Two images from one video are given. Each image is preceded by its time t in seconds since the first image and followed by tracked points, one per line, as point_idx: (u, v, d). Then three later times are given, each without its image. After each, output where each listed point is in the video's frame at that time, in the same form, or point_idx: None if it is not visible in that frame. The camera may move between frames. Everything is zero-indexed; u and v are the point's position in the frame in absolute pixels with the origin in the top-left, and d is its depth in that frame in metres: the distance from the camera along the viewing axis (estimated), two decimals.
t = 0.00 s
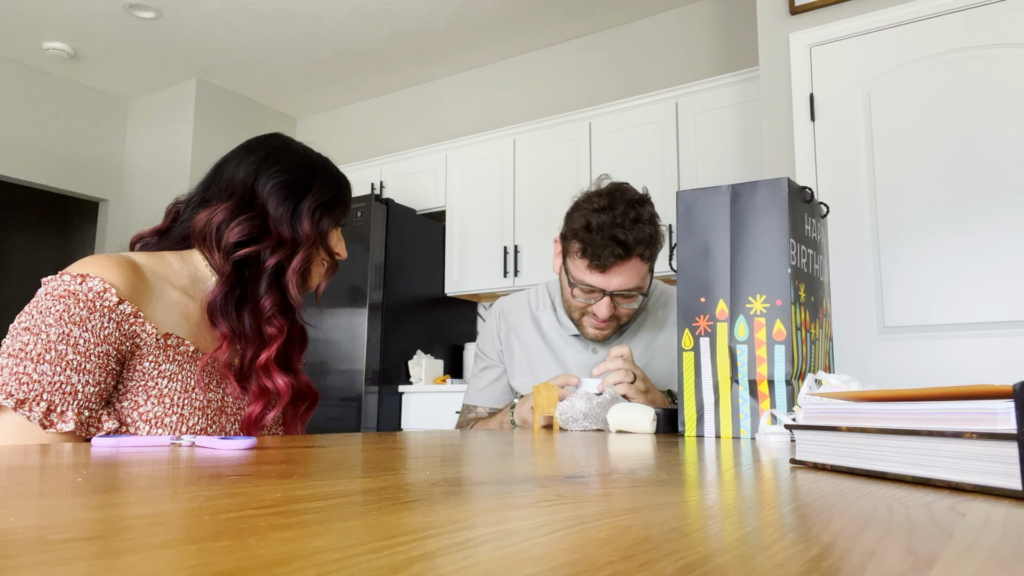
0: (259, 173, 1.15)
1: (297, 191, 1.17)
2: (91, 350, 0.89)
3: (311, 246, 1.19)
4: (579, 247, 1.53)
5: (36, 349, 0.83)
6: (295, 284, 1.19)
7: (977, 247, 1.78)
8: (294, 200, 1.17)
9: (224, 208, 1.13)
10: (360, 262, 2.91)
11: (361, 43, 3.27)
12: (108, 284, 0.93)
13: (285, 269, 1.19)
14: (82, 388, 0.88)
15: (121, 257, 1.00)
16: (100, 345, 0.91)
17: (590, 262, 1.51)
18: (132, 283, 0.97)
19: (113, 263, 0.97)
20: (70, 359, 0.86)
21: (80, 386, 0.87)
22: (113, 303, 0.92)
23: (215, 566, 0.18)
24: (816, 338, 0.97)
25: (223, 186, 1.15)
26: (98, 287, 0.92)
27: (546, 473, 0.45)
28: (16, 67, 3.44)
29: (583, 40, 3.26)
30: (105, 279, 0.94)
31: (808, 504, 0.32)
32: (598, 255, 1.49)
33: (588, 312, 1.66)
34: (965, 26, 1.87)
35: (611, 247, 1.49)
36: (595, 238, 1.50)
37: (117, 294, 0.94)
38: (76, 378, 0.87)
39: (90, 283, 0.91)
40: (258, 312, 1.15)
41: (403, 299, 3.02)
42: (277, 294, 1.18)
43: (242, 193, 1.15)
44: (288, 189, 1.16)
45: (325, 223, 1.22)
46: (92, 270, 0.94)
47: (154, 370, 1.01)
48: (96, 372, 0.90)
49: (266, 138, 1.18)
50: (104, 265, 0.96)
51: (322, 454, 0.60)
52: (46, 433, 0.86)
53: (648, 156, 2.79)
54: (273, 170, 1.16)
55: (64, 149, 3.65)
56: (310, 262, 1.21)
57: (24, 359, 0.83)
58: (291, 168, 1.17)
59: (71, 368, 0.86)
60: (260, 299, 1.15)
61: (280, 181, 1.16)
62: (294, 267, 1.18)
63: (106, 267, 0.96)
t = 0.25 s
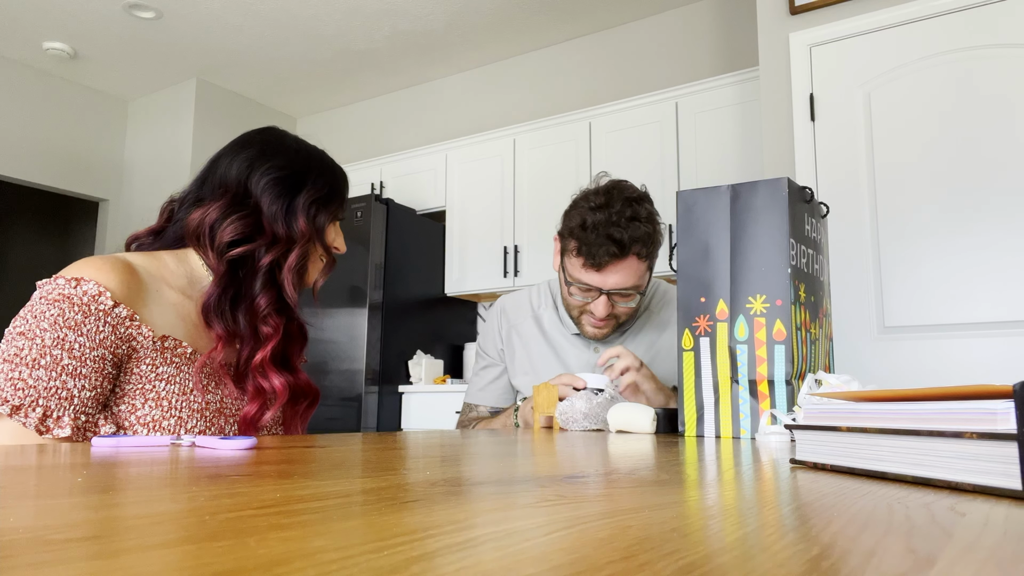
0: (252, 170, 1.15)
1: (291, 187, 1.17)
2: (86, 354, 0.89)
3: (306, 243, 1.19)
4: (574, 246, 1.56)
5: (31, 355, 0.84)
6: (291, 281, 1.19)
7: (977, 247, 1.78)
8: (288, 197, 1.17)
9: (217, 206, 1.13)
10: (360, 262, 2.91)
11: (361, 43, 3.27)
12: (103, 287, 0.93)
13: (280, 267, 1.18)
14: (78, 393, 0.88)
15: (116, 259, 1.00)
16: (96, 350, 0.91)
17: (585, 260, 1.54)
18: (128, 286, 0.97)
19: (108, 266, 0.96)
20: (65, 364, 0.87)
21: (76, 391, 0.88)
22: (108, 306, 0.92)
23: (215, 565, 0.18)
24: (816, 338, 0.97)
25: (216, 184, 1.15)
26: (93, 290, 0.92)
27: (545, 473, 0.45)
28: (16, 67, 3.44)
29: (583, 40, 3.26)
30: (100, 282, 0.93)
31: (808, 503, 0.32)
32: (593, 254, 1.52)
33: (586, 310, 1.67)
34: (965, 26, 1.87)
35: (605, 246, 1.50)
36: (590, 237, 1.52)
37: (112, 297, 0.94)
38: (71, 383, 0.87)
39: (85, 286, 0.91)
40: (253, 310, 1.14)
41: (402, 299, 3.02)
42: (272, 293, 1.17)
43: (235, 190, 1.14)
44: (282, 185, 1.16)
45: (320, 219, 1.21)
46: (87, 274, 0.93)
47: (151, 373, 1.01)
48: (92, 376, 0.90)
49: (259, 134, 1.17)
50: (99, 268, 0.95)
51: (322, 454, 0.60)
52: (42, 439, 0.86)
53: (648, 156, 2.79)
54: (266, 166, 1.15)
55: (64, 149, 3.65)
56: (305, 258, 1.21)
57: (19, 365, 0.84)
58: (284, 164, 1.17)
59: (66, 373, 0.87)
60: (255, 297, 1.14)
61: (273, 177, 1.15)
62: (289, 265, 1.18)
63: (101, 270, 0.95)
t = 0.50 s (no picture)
0: (242, 166, 1.15)
1: (282, 184, 1.16)
2: (80, 360, 0.89)
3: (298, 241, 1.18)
4: (561, 228, 1.57)
5: (24, 362, 0.83)
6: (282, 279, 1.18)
7: (978, 247, 1.78)
8: (280, 194, 1.16)
9: (207, 205, 1.13)
10: (360, 262, 2.91)
11: (361, 43, 3.27)
12: (94, 291, 0.92)
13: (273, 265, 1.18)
14: (72, 399, 0.87)
15: (108, 261, 1.00)
16: (89, 355, 0.90)
17: (573, 241, 1.56)
18: (120, 289, 0.96)
19: (100, 269, 0.96)
20: (59, 371, 0.86)
21: (71, 398, 0.87)
22: (101, 311, 0.92)
23: (215, 565, 0.18)
24: (816, 338, 0.97)
25: (208, 182, 1.15)
26: (85, 295, 0.91)
27: (545, 472, 0.45)
28: (16, 67, 3.44)
29: (583, 40, 3.25)
30: (91, 287, 0.93)
31: (808, 504, 0.32)
32: (580, 234, 1.53)
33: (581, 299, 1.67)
34: (966, 26, 1.87)
35: (591, 224, 1.52)
36: (575, 217, 1.53)
37: (105, 301, 0.93)
38: (65, 390, 0.87)
39: (76, 291, 0.90)
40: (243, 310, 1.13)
41: (402, 299, 3.02)
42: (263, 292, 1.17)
43: (226, 188, 1.14)
44: (273, 182, 1.15)
45: (313, 216, 1.21)
46: (79, 279, 0.93)
47: (147, 377, 1.01)
48: (86, 382, 0.89)
49: (249, 130, 1.17)
50: (91, 272, 0.95)
51: (322, 454, 0.60)
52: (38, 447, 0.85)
53: (648, 156, 2.79)
54: (256, 163, 1.15)
55: (64, 149, 3.65)
56: (298, 256, 1.20)
57: (12, 372, 0.83)
58: (275, 160, 1.16)
59: (60, 380, 0.86)
60: (245, 297, 1.14)
61: (264, 174, 1.15)
62: (281, 263, 1.18)
63: (93, 274, 0.94)
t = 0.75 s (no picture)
0: (236, 162, 1.12)
1: (277, 181, 1.14)
2: (73, 364, 0.88)
3: (293, 239, 1.16)
4: (543, 224, 1.60)
5: (17, 367, 0.83)
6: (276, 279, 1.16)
7: (978, 247, 1.78)
8: (274, 191, 1.14)
9: (200, 203, 1.10)
10: (360, 262, 2.91)
11: (361, 43, 3.27)
12: (87, 295, 0.92)
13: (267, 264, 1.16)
14: (66, 404, 0.87)
15: (101, 263, 0.99)
16: (83, 360, 0.90)
17: (556, 235, 1.58)
18: (113, 293, 0.96)
19: (93, 272, 0.95)
20: (52, 376, 0.86)
21: (65, 403, 0.87)
22: (94, 315, 0.91)
23: (215, 566, 0.18)
24: (816, 338, 0.97)
25: (201, 179, 1.12)
26: (78, 299, 0.90)
27: (545, 473, 0.45)
28: (17, 67, 3.44)
29: (583, 40, 3.25)
30: (84, 291, 0.92)
31: (807, 504, 0.32)
32: (562, 225, 1.56)
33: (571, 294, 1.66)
34: (966, 26, 1.87)
35: (572, 215, 1.55)
36: (555, 210, 1.57)
37: (98, 305, 0.92)
38: (59, 395, 0.86)
39: (69, 295, 0.90)
40: (234, 310, 1.11)
41: (402, 299, 3.02)
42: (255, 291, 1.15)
43: (219, 186, 1.11)
44: (267, 179, 1.13)
45: (309, 213, 1.18)
46: (71, 282, 0.92)
47: (142, 380, 1.00)
48: (80, 387, 0.89)
49: (243, 125, 1.14)
50: (84, 275, 0.94)
51: (321, 454, 0.60)
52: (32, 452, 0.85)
53: (648, 156, 2.79)
54: (251, 160, 1.12)
55: (64, 149, 3.65)
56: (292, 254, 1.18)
57: (6, 378, 0.82)
58: (270, 156, 1.13)
59: (54, 385, 0.86)
60: (237, 297, 1.11)
61: (258, 171, 1.12)
62: (276, 262, 1.15)
63: (86, 277, 0.94)
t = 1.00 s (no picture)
0: (228, 165, 1.11)
1: (272, 181, 1.13)
2: (74, 373, 0.85)
3: (291, 240, 1.14)
4: (541, 220, 1.60)
5: (17, 375, 0.80)
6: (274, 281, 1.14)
7: (978, 247, 1.78)
8: (270, 192, 1.13)
9: (195, 209, 1.09)
10: (360, 262, 2.91)
11: (361, 43, 3.27)
12: (90, 303, 0.88)
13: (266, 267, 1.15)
14: (66, 414, 0.84)
15: (104, 267, 0.96)
16: (84, 368, 0.87)
17: (556, 229, 1.58)
18: (117, 299, 0.93)
19: (97, 278, 0.92)
20: (53, 385, 0.83)
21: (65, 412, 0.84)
22: (97, 323, 0.88)
23: (215, 565, 0.18)
24: (816, 338, 0.97)
25: (197, 184, 1.12)
26: (80, 306, 0.87)
27: (544, 473, 0.45)
28: (17, 67, 3.45)
29: (583, 39, 3.25)
30: (87, 297, 0.89)
31: (808, 504, 0.32)
32: (561, 219, 1.56)
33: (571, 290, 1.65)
34: (965, 26, 1.88)
35: (571, 209, 1.56)
36: (554, 205, 1.57)
37: (100, 313, 0.89)
38: (59, 404, 0.83)
39: (71, 302, 0.86)
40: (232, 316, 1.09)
41: (402, 299, 3.02)
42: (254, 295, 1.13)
43: (214, 190, 1.11)
44: (262, 180, 1.12)
45: (306, 211, 1.17)
46: (74, 289, 0.89)
47: (145, 387, 0.98)
48: (80, 396, 0.86)
49: (235, 125, 1.13)
50: (88, 281, 0.91)
51: (321, 454, 0.60)
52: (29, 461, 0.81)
53: (648, 156, 2.79)
54: (244, 160, 1.11)
55: (63, 149, 3.65)
56: (291, 255, 1.16)
57: (4, 386, 0.79)
58: (263, 156, 1.12)
59: (54, 394, 0.83)
60: (235, 302, 1.10)
61: (252, 172, 1.11)
62: (274, 264, 1.14)
63: (89, 282, 0.90)
